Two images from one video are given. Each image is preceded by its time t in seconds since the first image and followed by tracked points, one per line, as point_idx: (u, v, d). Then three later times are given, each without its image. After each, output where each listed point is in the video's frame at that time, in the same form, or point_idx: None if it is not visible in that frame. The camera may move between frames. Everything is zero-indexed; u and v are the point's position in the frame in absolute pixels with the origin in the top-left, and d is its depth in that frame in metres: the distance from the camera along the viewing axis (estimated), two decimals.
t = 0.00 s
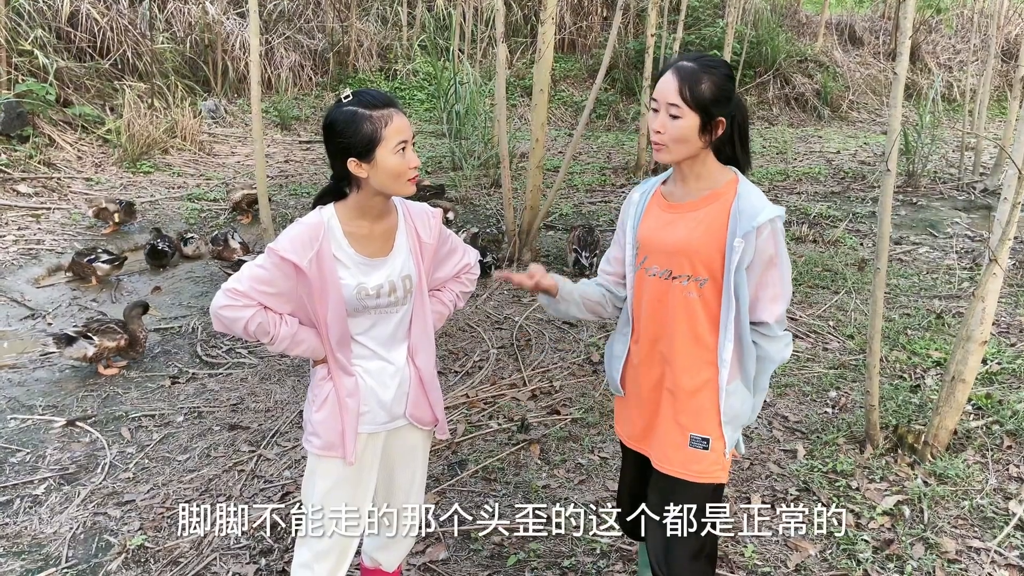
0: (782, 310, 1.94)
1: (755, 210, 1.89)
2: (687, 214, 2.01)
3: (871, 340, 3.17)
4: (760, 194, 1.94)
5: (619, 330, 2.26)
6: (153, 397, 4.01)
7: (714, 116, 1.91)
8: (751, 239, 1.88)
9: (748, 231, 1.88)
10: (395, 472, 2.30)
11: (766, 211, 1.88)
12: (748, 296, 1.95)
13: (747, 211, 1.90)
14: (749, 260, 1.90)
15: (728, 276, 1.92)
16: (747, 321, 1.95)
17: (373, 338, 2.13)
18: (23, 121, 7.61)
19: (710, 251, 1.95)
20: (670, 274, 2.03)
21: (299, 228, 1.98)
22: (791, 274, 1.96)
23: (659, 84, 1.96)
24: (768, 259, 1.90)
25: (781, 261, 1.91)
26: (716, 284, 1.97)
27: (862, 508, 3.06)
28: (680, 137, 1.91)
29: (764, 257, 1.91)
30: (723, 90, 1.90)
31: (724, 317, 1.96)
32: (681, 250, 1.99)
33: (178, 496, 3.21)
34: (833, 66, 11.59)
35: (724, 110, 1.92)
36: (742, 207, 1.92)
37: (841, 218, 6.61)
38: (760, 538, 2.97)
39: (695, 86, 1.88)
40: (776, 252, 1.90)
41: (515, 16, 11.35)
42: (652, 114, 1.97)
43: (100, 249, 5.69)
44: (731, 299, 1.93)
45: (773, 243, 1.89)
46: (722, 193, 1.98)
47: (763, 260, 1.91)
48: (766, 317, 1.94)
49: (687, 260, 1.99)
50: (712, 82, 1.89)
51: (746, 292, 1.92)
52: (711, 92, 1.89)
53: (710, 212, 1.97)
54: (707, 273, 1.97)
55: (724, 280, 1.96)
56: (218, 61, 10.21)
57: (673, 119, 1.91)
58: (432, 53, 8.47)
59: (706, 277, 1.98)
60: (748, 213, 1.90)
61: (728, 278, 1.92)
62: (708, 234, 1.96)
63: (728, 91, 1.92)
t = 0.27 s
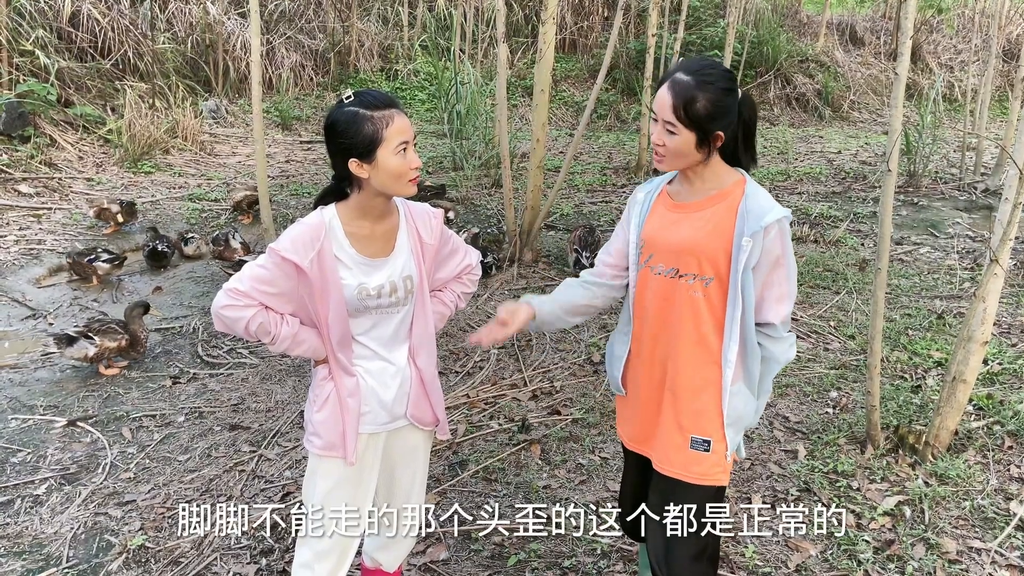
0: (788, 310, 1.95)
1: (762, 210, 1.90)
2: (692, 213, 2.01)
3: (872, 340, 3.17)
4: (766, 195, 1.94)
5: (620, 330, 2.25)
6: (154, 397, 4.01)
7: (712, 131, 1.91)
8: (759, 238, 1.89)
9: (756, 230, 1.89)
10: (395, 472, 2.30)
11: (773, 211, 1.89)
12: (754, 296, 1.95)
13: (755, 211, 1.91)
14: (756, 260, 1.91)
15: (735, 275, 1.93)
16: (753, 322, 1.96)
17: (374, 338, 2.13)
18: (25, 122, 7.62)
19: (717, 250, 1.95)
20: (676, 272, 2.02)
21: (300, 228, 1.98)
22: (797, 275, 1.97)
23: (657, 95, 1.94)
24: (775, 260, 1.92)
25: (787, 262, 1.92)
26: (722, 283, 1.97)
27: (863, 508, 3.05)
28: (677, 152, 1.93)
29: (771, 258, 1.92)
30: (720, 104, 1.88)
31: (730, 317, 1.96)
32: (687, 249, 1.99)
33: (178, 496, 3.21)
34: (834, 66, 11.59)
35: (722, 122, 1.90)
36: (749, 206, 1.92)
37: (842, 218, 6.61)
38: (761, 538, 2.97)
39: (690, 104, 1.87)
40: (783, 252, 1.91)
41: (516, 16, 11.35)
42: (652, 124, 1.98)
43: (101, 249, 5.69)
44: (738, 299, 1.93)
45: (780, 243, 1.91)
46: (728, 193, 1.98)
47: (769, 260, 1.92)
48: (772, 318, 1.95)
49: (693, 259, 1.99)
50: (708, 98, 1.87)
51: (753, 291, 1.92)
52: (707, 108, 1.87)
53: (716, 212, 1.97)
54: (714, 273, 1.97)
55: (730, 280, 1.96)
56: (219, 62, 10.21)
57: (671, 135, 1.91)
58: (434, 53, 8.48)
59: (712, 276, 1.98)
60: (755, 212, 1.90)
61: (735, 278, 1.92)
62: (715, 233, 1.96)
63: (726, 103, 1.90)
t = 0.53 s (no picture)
0: (786, 313, 1.95)
1: (761, 213, 1.89)
2: (692, 214, 2.00)
3: (873, 340, 3.17)
4: (766, 197, 1.94)
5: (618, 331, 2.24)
6: (155, 397, 4.01)
7: (732, 122, 1.92)
8: (758, 241, 1.89)
9: (756, 233, 1.88)
10: (396, 472, 2.30)
11: (772, 214, 1.88)
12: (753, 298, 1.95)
13: (754, 214, 1.90)
14: (755, 262, 1.90)
15: (733, 278, 1.92)
16: (751, 324, 1.95)
17: (376, 338, 2.13)
18: (26, 122, 7.63)
19: (716, 252, 1.94)
20: (674, 273, 2.02)
21: (302, 228, 1.98)
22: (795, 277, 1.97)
23: (682, 81, 1.94)
24: (774, 262, 1.92)
25: (786, 265, 1.93)
26: (720, 285, 1.97)
27: (864, 509, 3.05)
28: (697, 138, 1.91)
29: (770, 260, 1.92)
30: (744, 94, 1.89)
31: (728, 319, 1.96)
32: (686, 250, 1.98)
33: (179, 496, 3.22)
34: (835, 66, 11.59)
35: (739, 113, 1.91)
36: (749, 209, 1.92)
37: (843, 219, 6.60)
38: (762, 539, 2.97)
39: (720, 89, 1.88)
40: (781, 255, 1.91)
41: (517, 16, 11.36)
42: (670, 110, 1.96)
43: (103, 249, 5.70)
44: (736, 301, 1.93)
45: (779, 246, 1.90)
46: (729, 194, 1.97)
47: (768, 263, 1.92)
48: (771, 321, 1.95)
49: (691, 260, 1.98)
50: (736, 86, 1.89)
51: (751, 294, 1.92)
52: (734, 96, 1.89)
53: (716, 212, 1.97)
54: (712, 275, 1.97)
55: (728, 282, 1.95)
56: (220, 62, 10.22)
57: (693, 119, 1.90)
58: (435, 53, 8.48)
59: (711, 278, 1.97)
60: (755, 215, 1.90)
61: (734, 281, 1.92)
62: (714, 234, 1.95)
63: (750, 96, 1.91)
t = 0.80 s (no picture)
0: (779, 315, 1.93)
1: (756, 214, 1.88)
2: (690, 212, 2.01)
3: (874, 340, 3.17)
4: (764, 199, 1.93)
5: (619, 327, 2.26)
6: (156, 397, 4.02)
7: (732, 114, 1.92)
8: (751, 242, 1.87)
9: (748, 235, 1.87)
10: (398, 473, 2.30)
11: (767, 215, 1.86)
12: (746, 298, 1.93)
13: (749, 214, 1.89)
14: (748, 262, 1.89)
15: (726, 277, 1.91)
16: (743, 325, 1.94)
17: (377, 339, 2.13)
18: (28, 122, 7.64)
19: (709, 251, 1.94)
20: (669, 271, 2.02)
21: (304, 229, 1.98)
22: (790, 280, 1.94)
23: (678, 79, 1.94)
24: (767, 265, 1.89)
25: (780, 267, 1.90)
26: (714, 285, 1.96)
27: (865, 509, 3.05)
28: (699, 132, 1.91)
29: (764, 262, 1.90)
30: (740, 87, 1.91)
31: (721, 319, 1.95)
32: (681, 248, 1.98)
33: (181, 497, 3.22)
34: (837, 66, 11.59)
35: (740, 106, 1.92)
36: (745, 209, 1.91)
37: (845, 219, 6.60)
38: (763, 539, 2.97)
39: (717, 82, 1.88)
40: (775, 257, 1.89)
41: (518, 16, 11.37)
42: (669, 110, 1.96)
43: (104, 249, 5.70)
44: (728, 301, 1.92)
45: (773, 248, 1.88)
46: (728, 194, 1.97)
47: (761, 265, 1.90)
48: (763, 323, 1.93)
49: (686, 259, 1.98)
50: (732, 79, 1.90)
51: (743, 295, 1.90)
52: (731, 89, 1.89)
53: (713, 212, 1.96)
54: (706, 274, 1.96)
55: (721, 282, 1.94)
56: (221, 62, 10.22)
57: (693, 114, 1.90)
58: (436, 53, 8.48)
59: (704, 277, 1.96)
60: (750, 215, 1.88)
61: (726, 281, 1.91)
62: (709, 233, 1.94)
63: (745, 89, 1.93)
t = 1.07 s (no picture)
0: (778, 314, 1.92)
1: (756, 213, 1.88)
2: (691, 211, 2.01)
3: (876, 340, 3.16)
4: (765, 198, 1.92)
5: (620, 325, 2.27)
6: (158, 397, 4.02)
7: (730, 117, 1.91)
8: (750, 241, 1.87)
9: (746, 233, 1.87)
10: (400, 473, 2.31)
11: (766, 215, 1.86)
12: (745, 297, 1.94)
13: (749, 213, 1.89)
14: (747, 261, 1.89)
15: (725, 276, 1.92)
16: (742, 323, 1.94)
17: (380, 338, 2.13)
18: (30, 122, 7.65)
19: (709, 249, 1.94)
20: (669, 269, 2.03)
21: (306, 228, 1.98)
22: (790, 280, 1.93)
23: (680, 79, 1.95)
24: (766, 264, 1.89)
25: (779, 267, 1.90)
26: (713, 283, 1.96)
27: (867, 509, 3.05)
28: (693, 133, 1.91)
29: (763, 261, 1.89)
30: (741, 91, 1.90)
31: (719, 316, 1.95)
32: (681, 246, 1.99)
33: (183, 496, 3.22)
34: (838, 66, 11.57)
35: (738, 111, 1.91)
36: (745, 208, 1.91)
37: (846, 218, 6.60)
38: (765, 539, 2.97)
39: (715, 84, 1.88)
40: (775, 257, 1.89)
41: (519, 16, 11.37)
42: (669, 108, 1.98)
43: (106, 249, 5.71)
44: (726, 299, 1.92)
45: (772, 247, 1.88)
46: (729, 193, 1.97)
47: (760, 264, 1.89)
48: (760, 321, 1.92)
49: (685, 256, 1.99)
50: (732, 82, 1.89)
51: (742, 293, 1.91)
52: (729, 92, 1.89)
53: (713, 211, 1.97)
54: (705, 272, 1.96)
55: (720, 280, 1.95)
56: (223, 62, 10.23)
57: (690, 114, 1.91)
58: (437, 53, 8.48)
59: (703, 275, 1.97)
60: (750, 214, 1.88)
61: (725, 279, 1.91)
62: (709, 231, 1.95)
63: (747, 93, 1.92)
